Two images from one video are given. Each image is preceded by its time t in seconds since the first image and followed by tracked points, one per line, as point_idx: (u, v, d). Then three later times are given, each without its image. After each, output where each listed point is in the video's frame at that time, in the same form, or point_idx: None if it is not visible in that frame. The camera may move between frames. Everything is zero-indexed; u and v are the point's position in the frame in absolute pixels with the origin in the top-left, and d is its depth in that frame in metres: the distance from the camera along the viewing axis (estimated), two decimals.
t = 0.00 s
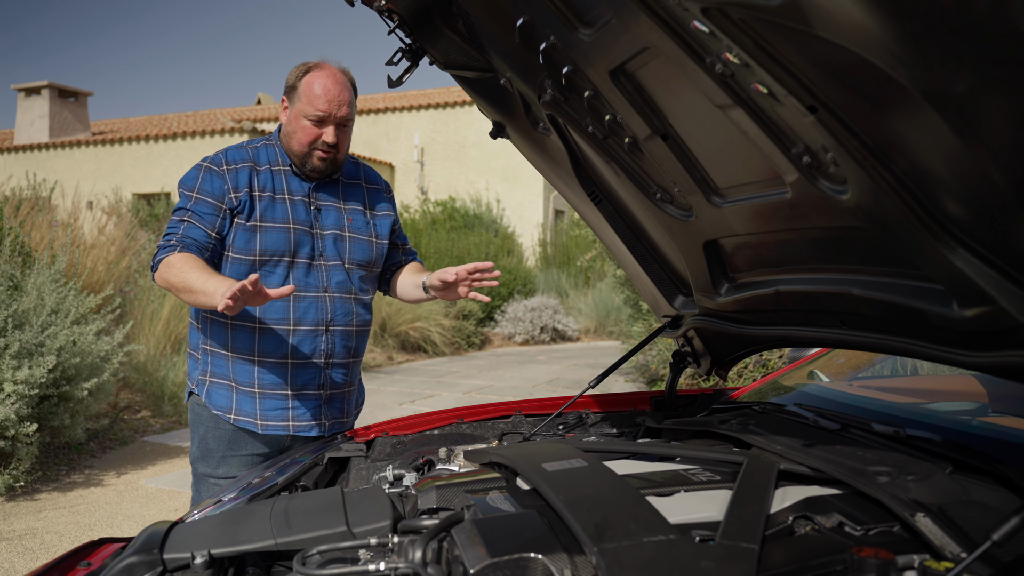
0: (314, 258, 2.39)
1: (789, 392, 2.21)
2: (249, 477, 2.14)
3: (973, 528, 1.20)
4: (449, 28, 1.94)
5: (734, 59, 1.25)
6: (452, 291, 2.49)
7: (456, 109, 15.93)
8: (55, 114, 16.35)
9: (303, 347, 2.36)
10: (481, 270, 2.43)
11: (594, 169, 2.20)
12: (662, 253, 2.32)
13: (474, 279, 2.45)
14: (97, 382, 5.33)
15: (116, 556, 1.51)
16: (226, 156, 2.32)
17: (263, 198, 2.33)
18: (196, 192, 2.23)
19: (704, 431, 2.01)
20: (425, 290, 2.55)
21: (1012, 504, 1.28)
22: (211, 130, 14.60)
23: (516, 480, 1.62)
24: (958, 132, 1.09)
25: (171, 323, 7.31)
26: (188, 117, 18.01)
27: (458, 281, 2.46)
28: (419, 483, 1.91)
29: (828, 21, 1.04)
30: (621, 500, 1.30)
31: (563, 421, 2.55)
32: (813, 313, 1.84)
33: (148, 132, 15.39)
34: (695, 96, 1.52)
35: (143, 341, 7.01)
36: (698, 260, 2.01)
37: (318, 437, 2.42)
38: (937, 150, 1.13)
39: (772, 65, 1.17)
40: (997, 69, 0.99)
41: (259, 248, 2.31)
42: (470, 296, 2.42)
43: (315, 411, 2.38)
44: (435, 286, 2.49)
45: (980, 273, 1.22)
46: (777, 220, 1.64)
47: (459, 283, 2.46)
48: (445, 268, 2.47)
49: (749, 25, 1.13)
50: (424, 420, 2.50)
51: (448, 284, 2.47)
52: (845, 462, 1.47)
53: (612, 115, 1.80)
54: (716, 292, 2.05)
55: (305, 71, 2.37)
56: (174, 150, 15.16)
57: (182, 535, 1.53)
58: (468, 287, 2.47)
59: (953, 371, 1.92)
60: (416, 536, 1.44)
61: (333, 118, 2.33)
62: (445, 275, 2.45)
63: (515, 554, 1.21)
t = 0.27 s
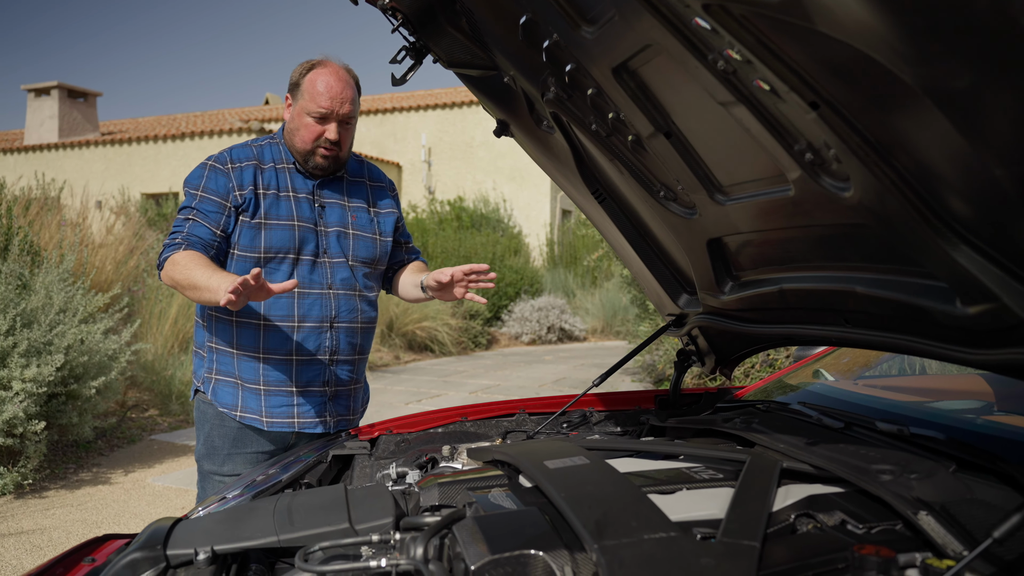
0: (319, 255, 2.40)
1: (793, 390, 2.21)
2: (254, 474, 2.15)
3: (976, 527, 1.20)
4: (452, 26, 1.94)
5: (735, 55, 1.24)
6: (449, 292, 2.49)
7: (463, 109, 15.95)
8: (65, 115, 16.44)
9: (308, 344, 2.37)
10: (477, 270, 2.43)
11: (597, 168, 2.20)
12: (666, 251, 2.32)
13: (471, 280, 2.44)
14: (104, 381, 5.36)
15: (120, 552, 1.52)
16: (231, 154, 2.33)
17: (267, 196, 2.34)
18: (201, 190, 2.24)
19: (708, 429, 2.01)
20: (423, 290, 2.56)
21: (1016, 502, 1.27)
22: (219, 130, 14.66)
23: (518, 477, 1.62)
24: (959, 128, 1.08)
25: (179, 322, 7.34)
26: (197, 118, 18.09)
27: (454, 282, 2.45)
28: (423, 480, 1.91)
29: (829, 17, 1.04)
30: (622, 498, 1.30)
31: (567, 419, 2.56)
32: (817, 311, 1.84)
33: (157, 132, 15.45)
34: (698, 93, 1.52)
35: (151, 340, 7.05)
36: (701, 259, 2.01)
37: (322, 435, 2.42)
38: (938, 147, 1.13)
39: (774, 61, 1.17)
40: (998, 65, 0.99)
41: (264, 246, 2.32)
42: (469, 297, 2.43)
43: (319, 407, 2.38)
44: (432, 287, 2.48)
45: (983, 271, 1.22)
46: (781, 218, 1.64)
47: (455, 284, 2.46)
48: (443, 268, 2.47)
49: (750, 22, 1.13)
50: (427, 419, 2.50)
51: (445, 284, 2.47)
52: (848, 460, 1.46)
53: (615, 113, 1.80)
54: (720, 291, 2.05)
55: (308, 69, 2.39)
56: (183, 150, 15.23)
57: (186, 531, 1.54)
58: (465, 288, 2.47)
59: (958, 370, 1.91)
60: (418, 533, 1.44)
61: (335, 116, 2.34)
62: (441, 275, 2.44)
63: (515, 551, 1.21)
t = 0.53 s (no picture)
0: (318, 256, 2.40)
1: (794, 392, 2.20)
2: (253, 476, 2.15)
3: (974, 530, 1.19)
4: (451, 27, 1.94)
5: (732, 56, 1.24)
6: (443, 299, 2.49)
7: (468, 109, 15.95)
8: (70, 116, 16.49)
9: (307, 345, 2.37)
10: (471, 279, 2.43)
11: (597, 169, 2.19)
12: (666, 252, 2.31)
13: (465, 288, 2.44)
14: (108, 382, 5.37)
15: (118, 555, 1.53)
16: (230, 156, 2.34)
17: (266, 198, 2.34)
18: (200, 192, 2.24)
19: (707, 431, 2.00)
20: (420, 294, 2.56)
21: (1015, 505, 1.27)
22: (224, 131, 14.69)
23: (515, 480, 1.62)
24: (957, 129, 1.08)
25: (183, 323, 7.35)
26: (203, 118, 18.14)
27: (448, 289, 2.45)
28: (422, 482, 1.91)
29: (825, 17, 1.03)
30: (619, 501, 1.29)
31: (568, 421, 2.55)
32: (817, 312, 1.83)
33: (163, 133, 15.49)
34: (696, 94, 1.51)
35: (155, 341, 7.06)
36: (701, 260, 2.00)
37: (322, 436, 2.42)
38: (935, 148, 1.12)
39: (770, 62, 1.16)
40: (995, 66, 0.98)
41: (262, 248, 2.32)
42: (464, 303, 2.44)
43: (319, 409, 2.38)
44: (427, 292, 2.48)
45: (981, 273, 1.21)
46: (780, 220, 1.63)
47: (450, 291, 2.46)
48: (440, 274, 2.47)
49: (746, 22, 1.13)
50: (427, 420, 2.50)
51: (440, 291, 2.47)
52: (847, 463, 1.46)
53: (614, 114, 1.79)
54: (720, 292, 2.04)
55: (303, 67, 2.40)
56: (188, 151, 15.26)
57: (183, 533, 1.54)
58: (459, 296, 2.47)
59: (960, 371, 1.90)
60: (415, 535, 1.44)
61: (327, 112, 2.34)
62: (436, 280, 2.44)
63: (511, 554, 1.20)
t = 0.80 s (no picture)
0: (316, 257, 2.40)
1: (793, 394, 2.19)
2: (250, 477, 2.15)
3: (970, 535, 1.18)
4: (448, 28, 1.93)
5: (726, 57, 1.23)
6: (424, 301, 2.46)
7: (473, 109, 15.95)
8: (76, 116, 16.57)
9: (305, 346, 2.36)
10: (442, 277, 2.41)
11: (596, 170, 2.18)
12: (665, 254, 2.30)
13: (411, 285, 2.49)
14: (111, 382, 5.38)
15: (112, 557, 1.52)
16: (228, 157, 2.33)
17: (264, 199, 2.34)
18: (198, 194, 2.24)
19: (706, 434, 1.99)
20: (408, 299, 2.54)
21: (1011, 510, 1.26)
22: (229, 131, 14.72)
23: (511, 482, 1.61)
24: (950, 131, 1.07)
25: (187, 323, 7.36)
26: (208, 119, 18.18)
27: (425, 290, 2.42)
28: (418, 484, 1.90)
29: (817, 18, 1.03)
30: (613, 505, 1.29)
31: (566, 423, 2.54)
32: (815, 314, 1.82)
33: (168, 134, 15.52)
34: (692, 95, 1.50)
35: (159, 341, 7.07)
36: (699, 262, 1.99)
37: (320, 437, 2.42)
38: (930, 150, 1.11)
39: (764, 64, 1.16)
40: (988, 69, 0.97)
41: (259, 249, 2.32)
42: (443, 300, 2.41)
43: (317, 410, 2.38)
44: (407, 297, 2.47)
45: (977, 275, 1.20)
46: (777, 221, 1.63)
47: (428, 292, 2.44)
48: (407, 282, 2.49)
49: (739, 23, 1.12)
50: (425, 422, 2.50)
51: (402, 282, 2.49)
52: (843, 466, 1.45)
53: (611, 115, 1.78)
54: (718, 293, 2.03)
55: (296, 69, 2.41)
56: (194, 151, 15.29)
57: (178, 536, 1.54)
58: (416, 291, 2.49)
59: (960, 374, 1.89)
60: (409, 538, 1.43)
61: (317, 110, 2.34)
62: (402, 267, 2.52)
63: (503, 558, 1.20)
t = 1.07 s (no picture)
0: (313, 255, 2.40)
1: (796, 395, 2.18)
2: (250, 477, 2.15)
3: (970, 537, 1.17)
4: (447, 27, 1.93)
5: (724, 56, 1.22)
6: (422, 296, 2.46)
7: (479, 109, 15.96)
8: (85, 117, 16.67)
9: (303, 345, 2.36)
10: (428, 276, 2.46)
11: (597, 169, 2.18)
12: (667, 254, 2.29)
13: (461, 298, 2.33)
14: (117, 381, 5.40)
15: (110, 556, 1.52)
16: (227, 156, 2.34)
17: (261, 197, 2.35)
18: (201, 190, 2.25)
19: (707, 434, 1.98)
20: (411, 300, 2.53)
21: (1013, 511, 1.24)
22: (236, 132, 14.76)
23: (510, 483, 1.60)
24: (949, 129, 1.06)
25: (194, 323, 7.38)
26: (216, 119, 18.25)
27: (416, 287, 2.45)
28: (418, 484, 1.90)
29: (813, 15, 1.02)
30: (610, 506, 1.28)
31: (568, 423, 2.53)
32: (817, 314, 1.80)
33: (175, 134, 15.58)
34: (691, 94, 1.49)
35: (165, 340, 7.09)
36: (700, 262, 1.98)
37: (319, 436, 2.42)
38: (930, 149, 1.10)
39: (762, 61, 1.15)
40: (986, 66, 0.96)
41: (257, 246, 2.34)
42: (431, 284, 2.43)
43: (315, 409, 2.37)
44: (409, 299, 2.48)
45: (978, 275, 1.19)
46: (778, 221, 1.61)
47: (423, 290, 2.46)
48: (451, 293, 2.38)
49: (735, 20, 1.11)
50: (427, 422, 2.49)
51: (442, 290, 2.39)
52: (844, 468, 1.44)
53: (611, 114, 1.77)
54: (720, 293, 2.02)
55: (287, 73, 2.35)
56: (201, 151, 15.34)
57: (176, 536, 1.54)
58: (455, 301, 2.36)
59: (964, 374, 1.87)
60: (407, 539, 1.43)
61: (309, 121, 2.29)
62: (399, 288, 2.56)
63: (499, 559, 1.19)
